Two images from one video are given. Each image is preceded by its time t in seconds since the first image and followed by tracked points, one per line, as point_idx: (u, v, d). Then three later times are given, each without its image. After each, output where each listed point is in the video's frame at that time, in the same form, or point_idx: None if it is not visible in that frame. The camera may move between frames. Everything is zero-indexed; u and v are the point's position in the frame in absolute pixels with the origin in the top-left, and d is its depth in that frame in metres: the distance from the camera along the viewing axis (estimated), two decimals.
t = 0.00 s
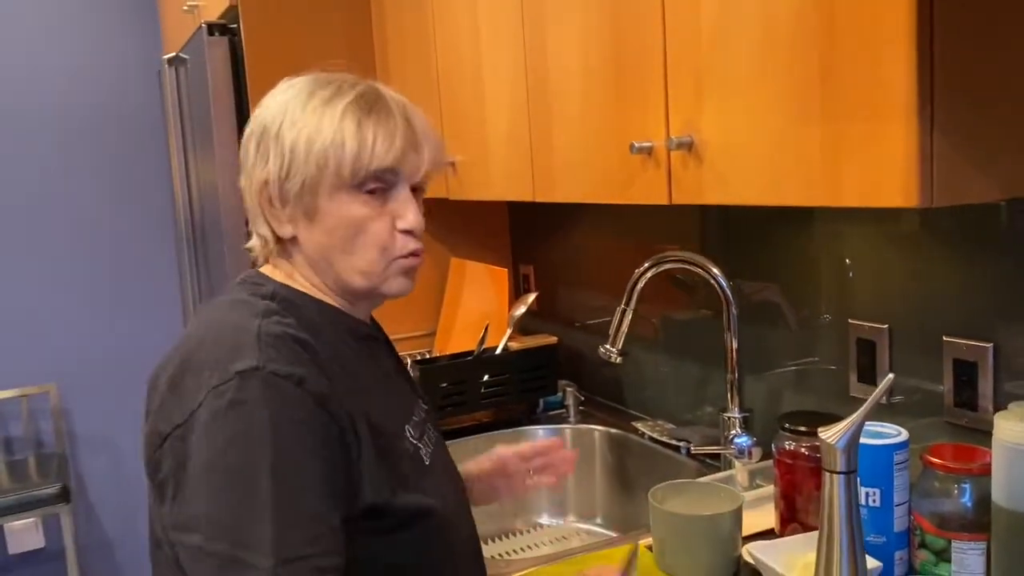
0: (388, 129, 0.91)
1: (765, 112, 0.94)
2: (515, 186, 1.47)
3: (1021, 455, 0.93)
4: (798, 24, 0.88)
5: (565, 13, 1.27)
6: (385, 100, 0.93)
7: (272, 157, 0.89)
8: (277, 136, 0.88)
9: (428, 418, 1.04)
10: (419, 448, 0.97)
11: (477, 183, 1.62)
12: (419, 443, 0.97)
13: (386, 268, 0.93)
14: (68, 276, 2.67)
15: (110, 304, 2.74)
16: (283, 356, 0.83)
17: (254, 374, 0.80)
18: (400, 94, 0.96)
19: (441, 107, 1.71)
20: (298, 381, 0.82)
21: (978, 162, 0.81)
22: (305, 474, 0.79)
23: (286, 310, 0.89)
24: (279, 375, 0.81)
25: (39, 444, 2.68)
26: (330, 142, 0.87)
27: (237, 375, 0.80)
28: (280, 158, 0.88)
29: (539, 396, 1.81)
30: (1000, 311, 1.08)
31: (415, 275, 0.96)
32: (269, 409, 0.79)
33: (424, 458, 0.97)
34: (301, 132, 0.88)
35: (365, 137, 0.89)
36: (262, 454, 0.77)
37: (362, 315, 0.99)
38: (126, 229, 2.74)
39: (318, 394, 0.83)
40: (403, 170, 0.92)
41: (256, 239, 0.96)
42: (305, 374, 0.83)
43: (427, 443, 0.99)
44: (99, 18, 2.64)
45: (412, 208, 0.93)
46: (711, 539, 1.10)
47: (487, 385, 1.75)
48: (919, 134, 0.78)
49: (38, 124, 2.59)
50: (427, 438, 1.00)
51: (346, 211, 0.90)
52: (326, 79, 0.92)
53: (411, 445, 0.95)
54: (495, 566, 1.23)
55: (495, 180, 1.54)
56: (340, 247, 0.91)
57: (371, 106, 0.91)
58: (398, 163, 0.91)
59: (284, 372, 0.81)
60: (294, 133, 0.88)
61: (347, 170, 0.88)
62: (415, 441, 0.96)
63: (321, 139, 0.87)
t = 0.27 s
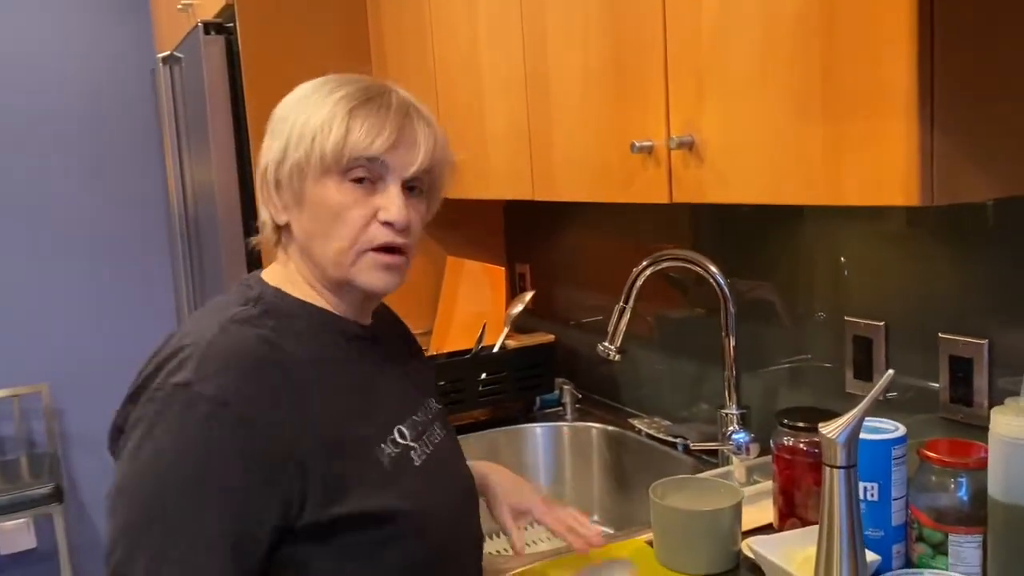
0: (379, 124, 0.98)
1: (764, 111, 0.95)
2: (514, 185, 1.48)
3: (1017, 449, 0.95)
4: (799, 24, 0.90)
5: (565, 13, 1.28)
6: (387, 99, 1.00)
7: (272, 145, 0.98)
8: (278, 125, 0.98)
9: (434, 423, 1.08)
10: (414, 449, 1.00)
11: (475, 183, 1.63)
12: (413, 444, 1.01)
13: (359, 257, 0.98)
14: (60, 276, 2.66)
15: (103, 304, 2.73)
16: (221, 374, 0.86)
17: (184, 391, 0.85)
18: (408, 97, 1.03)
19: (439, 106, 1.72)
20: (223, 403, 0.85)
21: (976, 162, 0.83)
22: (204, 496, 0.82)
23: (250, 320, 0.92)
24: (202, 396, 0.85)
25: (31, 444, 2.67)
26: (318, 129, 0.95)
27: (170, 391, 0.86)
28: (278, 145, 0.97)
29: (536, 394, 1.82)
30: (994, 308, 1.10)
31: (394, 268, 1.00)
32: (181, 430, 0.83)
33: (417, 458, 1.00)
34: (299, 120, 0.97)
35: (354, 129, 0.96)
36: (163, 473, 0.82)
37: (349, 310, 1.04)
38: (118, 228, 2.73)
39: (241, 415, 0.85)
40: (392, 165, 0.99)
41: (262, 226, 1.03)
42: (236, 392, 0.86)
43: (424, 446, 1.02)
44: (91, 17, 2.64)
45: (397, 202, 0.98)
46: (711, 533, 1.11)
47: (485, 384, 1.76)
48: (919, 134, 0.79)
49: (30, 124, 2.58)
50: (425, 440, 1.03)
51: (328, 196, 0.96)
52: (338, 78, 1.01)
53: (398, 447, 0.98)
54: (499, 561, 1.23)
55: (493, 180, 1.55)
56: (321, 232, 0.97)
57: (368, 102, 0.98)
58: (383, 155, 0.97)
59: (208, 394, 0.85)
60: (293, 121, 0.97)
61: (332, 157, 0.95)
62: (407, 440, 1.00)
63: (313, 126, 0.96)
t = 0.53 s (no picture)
0: (371, 123, 0.97)
1: (763, 109, 0.96)
2: (511, 183, 1.49)
3: (1011, 444, 0.96)
4: (798, 24, 0.91)
5: (563, 12, 1.29)
6: (383, 99, 1.00)
7: (270, 143, 1.00)
8: (277, 124, 1.00)
9: (433, 428, 1.09)
10: (395, 454, 1.00)
11: (472, 181, 1.63)
12: (396, 449, 1.01)
13: (346, 256, 0.98)
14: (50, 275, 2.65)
15: (93, 302, 2.72)
16: (180, 372, 0.88)
17: (143, 385, 0.88)
18: (406, 97, 1.03)
19: (434, 105, 1.72)
20: (174, 400, 0.87)
21: (972, 160, 0.84)
22: (141, 489, 0.84)
23: (232, 318, 0.95)
24: (154, 392, 0.87)
25: (21, 443, 2.66)
26: (309, 128, 0.96)
27: (133, 383, 0.89)
28: (274, 144, 0.99)
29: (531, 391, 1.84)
30: (988, 305, 1.11)
31: (383, 269, 0.99)
32: (130, 424, 0.85)
33: (398, 466, 1.00)
34: (293, 119, 0.98)
35: (344, 127, 0.96)
36: (107, 462, 0.85)
37: (344, 311, 1.04)
38: (108, 227, 2.72)
39: (191, 414, 0.87)
40: (383, 164, 0.98)
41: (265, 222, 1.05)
42: (189, 392, 0.88)
43: (412, 450, 1.03)
44: (80, 14, 2.62)
45: (387, 203, 0.97)
46: (709, 528, 1.12)
47: (480, 381, 1.77)
48: (917, 132, 0.80)
49: (19, 121, 2.57)
50: (414, 445, 1.03)
51: (318, 194, 0.97)
52: (337, 77, 1.01)
53: (376, 451, 0.99)
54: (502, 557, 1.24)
55: (490, 177, 1.56)
56: (311, 231, 0.98)
57: (362, 102, 0.98)
58: (372, 153, 0.97)
59: (161, 391, 0.87)
60: (288, 120, 0.98)
61: (321, 156, 0.96)
62: (390, 445, 1.01)
63: (305, 124, 0.97)
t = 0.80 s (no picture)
0: (352, 105, 0.97)
1: (762, 103, 0.97)
2: (508, 178, 1.49)
3: (1006, 435, 0.97)
4: (798, 21, 0.91)
5: (562, 7, 1.29)
6: (365, 83, 1.00)
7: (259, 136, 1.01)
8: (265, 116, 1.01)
9: (435, 418, 1.08)
10: (394, 443, 1.00)
11: (469, 177, 1.64)
12: (396, 438, 1.00)
13: (335, 239, 0.97)
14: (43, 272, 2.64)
15: (86, 299, 2.71)
16: (184, 360, 0.89)
17: (148, 375, 0.88)
18: (387, 82, 1.03)
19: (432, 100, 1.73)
20: (181, 387, 0.87)
21: (969, 155, 0.85)
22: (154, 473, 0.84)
23: (229, 310, 0.95)
24: (161, 380, 0.87)
25: (14, 440, 2.65)
26: (292, 115, 0.97)
27: (138, 374, 0.89)
28: (262, 135, 1.00)
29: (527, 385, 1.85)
30: (983, 299, 1.12)
31: (372, 251, 0.98)
32: (140, 413, 0.86)
33: (397, 454, 1.00)
34: (278, 108, 0.99)
35: (325, 111, 0.96)
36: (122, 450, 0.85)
37: (338, 300, 1.03)
38: (102, 223, 2.71)
39: (199, 399, 0.87)
40: (366, 147, 0.98)
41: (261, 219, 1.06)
42: (196, 379, 0.88)
43: (413, 439, 1.02)
44: (73, 10, 2.61)
45: (371, 184, 0.97)
46: (707, 521, 1.13)
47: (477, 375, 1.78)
48: (916, 127, 0.81)
49: (11, 117, 2.56)
50: (415, 434, 1.03)
51: (305, 181, 0.98)
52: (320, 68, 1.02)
53: (376, 439, 0.98)
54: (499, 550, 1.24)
55: (487, 173, 1.56)
56: (301, 218, 0.99)
57: (344, 86, 0.99)
58: (354, 135, 0.97)
59: (167, 378, 0.87)
60: (274, 111, 0.99)
61: (305, 141, 0.96)
62: (390, 433, 1.00)
63: (288, 112, 0.97)
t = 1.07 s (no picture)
0: (343, 106, 0.97)
1: (756, 99, 0.97)
2: (503, 175, 1.50)
3: (998, 429, 0.98)
4: (793, 19, 0.92)
5: (558, 4, 1.29)
6: (356, 82, 0.99)
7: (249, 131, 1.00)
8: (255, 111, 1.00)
9: (429, 409, 1.08)
10: (393, 431, 1.01)
11: (464, 174, 1.64)
12: (393, 427, 1.01)
13: (324, 238, 0.98)
14: (35, 268, 2.63)
15: (78, 295, 2.70)
16: (199, 347, 0.88)
17: (161, 368, 0.86)
18: (379, 80, 1.02)
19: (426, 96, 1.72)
20: (200, 372, 0.86)
21: (962, 151, 0.85)
22: (191, 458, 0.83)
23: (224, 303, 0.95)
24: (178, 369, 0.86)
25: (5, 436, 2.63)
26: (283, 113, 0.96)
27: (150, 371, 0.87)
28: (252, 131, 0.99)
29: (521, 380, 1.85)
30: (976, 295, 1.13)
31: (360, 251, 0.99)
32: (163, 399, 0.85)
33: (396, 442, 1.00)
34: (270, 105, 0.98)
35: (317, 111, 0.96)
36: (154, 442, 0.83)
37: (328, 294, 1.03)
38: (94, 219, 2.70)
39: (219, 383, 0.87)
40: (357, 148, 0.98)
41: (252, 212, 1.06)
42: (213, 364, 0.88)
43: (409, 429, 1.03)
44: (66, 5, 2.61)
45: (361, 186, 0.97)
46: (702, 515, 1.13)
47: (471, 371, 1.78)
48: (910, 123, 0.82)
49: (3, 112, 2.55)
50: (411, 424, 1.03)
51: (295, 180, 0.98)
52: (311, 63, 1.01)
53: (374, 428, 0.99)
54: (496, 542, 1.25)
55: (482, 169, 1.56)
56: (291, 216, 0.99)
57: (335, 85, 0.98)
58: (345, 136, 0.96)
59: (185, 365, 0.86)
60: (264, 108, 0.99)
61: (295, 141, 0.96)
62: (388, 422, 1.01)
63: (279, 110, 0.97)
